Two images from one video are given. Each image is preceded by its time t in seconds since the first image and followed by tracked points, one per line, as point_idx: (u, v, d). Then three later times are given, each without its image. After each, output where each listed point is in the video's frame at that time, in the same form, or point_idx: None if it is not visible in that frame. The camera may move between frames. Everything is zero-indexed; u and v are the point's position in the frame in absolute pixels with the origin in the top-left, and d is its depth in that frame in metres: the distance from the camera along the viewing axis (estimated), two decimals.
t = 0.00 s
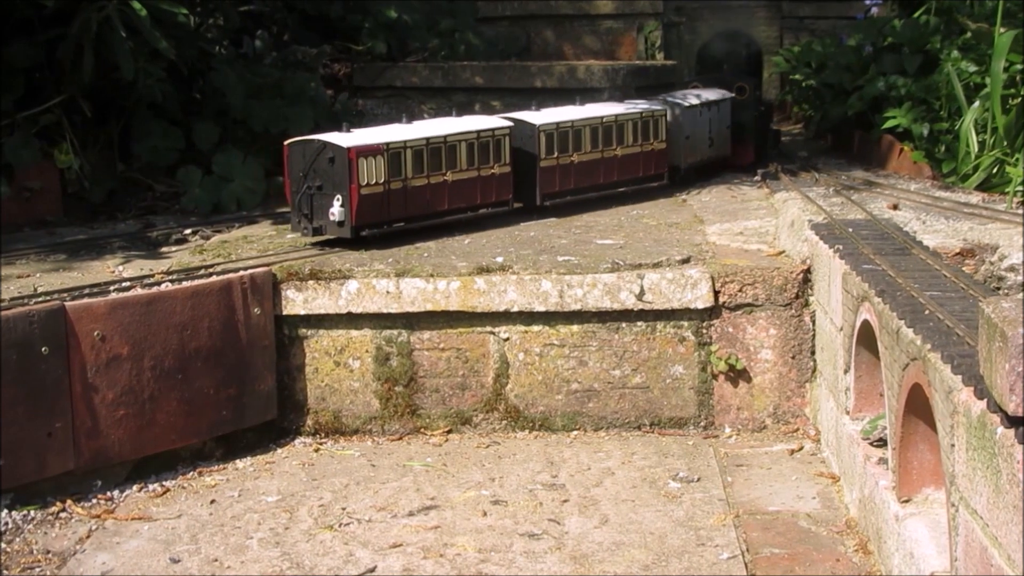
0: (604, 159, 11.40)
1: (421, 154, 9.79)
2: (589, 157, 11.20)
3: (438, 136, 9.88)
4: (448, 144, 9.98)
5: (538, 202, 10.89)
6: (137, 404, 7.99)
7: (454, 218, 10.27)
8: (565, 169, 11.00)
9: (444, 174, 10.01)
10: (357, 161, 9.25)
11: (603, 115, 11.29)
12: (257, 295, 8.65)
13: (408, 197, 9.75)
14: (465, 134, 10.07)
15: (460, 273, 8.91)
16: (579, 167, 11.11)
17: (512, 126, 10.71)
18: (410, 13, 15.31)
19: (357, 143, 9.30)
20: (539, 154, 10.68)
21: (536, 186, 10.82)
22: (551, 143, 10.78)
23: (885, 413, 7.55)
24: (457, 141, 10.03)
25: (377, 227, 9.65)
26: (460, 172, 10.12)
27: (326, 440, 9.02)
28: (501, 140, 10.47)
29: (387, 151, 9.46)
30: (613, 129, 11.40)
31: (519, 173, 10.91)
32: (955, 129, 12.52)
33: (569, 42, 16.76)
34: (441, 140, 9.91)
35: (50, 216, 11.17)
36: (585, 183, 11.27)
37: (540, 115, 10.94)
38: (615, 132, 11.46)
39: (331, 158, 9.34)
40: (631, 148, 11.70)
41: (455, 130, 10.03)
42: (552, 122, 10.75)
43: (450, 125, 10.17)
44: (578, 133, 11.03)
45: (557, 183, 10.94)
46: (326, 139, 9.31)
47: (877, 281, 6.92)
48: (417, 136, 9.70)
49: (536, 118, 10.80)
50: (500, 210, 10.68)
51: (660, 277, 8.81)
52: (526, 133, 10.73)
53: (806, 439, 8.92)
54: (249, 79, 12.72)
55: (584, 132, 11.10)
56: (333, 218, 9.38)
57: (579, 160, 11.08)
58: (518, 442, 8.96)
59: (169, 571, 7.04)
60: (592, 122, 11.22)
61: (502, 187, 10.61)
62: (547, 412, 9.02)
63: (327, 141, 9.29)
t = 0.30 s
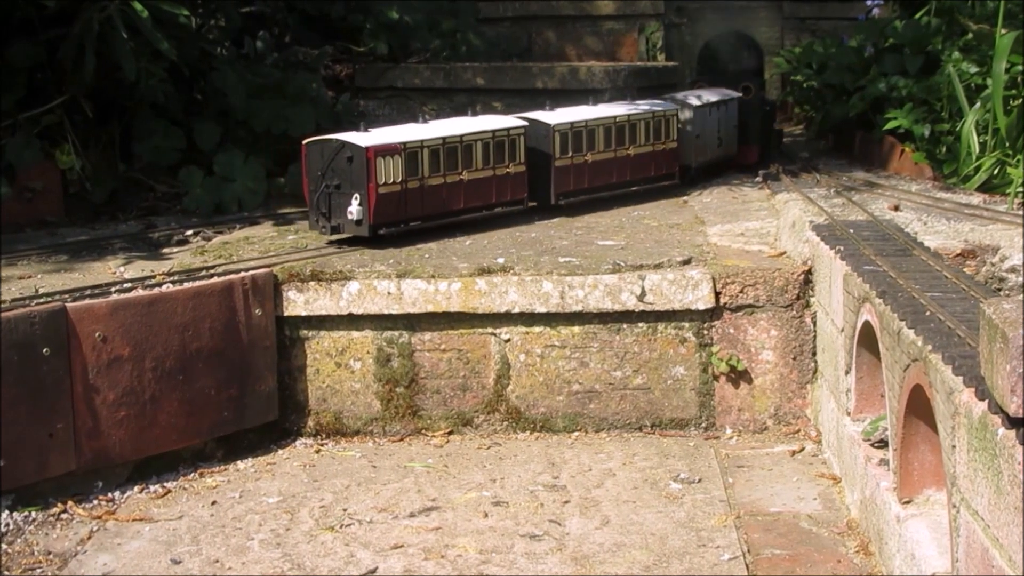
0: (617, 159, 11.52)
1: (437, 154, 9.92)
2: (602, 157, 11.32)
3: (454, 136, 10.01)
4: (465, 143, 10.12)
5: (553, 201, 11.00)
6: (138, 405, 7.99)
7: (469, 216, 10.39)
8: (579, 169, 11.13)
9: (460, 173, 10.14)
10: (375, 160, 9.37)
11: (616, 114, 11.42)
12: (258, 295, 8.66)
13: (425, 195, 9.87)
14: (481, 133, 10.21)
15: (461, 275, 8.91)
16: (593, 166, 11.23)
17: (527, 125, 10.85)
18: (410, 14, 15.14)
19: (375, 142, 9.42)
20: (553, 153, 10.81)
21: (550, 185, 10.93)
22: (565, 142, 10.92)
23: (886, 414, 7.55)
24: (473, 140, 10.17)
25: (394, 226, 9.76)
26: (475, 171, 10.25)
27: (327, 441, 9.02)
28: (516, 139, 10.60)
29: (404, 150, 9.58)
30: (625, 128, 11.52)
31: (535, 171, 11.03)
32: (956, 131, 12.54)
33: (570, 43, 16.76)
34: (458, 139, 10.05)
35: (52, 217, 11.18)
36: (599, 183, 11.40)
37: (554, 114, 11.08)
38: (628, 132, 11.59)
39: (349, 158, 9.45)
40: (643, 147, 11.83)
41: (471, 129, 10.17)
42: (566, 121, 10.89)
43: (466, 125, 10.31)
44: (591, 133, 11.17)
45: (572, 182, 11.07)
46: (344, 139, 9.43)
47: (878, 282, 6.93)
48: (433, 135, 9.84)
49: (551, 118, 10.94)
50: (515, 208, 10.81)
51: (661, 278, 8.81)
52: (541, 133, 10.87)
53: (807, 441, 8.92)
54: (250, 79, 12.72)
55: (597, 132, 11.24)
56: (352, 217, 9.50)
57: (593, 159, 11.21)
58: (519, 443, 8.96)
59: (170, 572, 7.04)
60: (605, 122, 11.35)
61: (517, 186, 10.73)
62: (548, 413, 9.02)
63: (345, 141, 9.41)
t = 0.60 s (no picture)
0: (628, 156, 11.64)
1: (452, 151, 10.00)
2: (614, 153, 11.43)
3: (469, 133, 10.09)
4: (479, 140, 10.20)
5: (566, 198, 11.08)
6: (139, 404, 8.00)
7: (484, 213, 10.49)
8: (592, 165, 11.23)
9: (474, 170, 10.24)
10: (391, 157, 9.45)
11: (628, 112, 11.52)
12: (259, 294, 8.66)
13: (440, 192, 9.97)
14: (495, 130, 10.29)
15: (462, 273, 8.92)
16: (605, 163, 11.33)
17: (541, 122, 10.93)
18: (411, 13, 15.20)
19: (391, 139, 9.50)
20: (566, 149, 10.90)
21: (564, 181, 11.01)
22: (578, 140, 11.01)
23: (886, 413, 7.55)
24: (487, 137, 10.25)
25: (411, 222, 9.85)
26: (489, 168, 10.35)
27: (329, 440, 9.02)
28: (529, 137, 10.67)
29: (419, 147, 9.66)
30: (636, 125, 11.64)
31: (547, 168, 11.10)
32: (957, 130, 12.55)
33: (571, 42, 16.76)
34: (472, 136, 10.13)
35: (53, 216, 11.19)
36: (611, 180, 11.49)
37: (566, 112, 11.17)
38: (639, 129, 11.70)
39: (366, 154, 9.54)
40: (654, 144, 11.95)
41: (485, 127, 10.26)
42: (579, 119, 10.98)
43: (480, 122, 10.38)
44: (604, 130, 11.27)
45: (585, 178, 11.16)
46: (360, 136, 9.51)
47: (878, 281, 6.92)
48: (448, 132, 9.91)
49: (564, 115, 11.03)
50: (528, 205, 10.90)
51: (662, 277, 8.81)
52: (554, 130, 10.96)
53: (808, 440, 8.92)
54: (251, 78, 12.73)
55: (610, 129, 11.34)
56: (368, 213, 9.57)
57: (605, 156, 11.31)
58: (520, 442, 8.96)
59: (171, 570, 7.04)
60: (617, 119, 11.45)
61: (531, 182, 10.81)
62: (549, 412, 9.02)
63: (362, 137, 9.49)
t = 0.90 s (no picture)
0: (638, 153, 11.73)
1: (466, 149, 10.09)
2: (624, 151, 11.53)
3: (483, 130, 10.18)
4: (493, 138, 10.29)
5: (578, 195, 11.18)
6: (140, 403, 8.00)
7: (498, 210, 10.60)
8: (603, 163, 11.33)
9: (488, 167, 10.34)
10: (407, 154, 9.53)
11: (639, 109, 11.61)
12: (259, 294, 8.66)
13: (454, 189, 10.06)
14: (508, 128, 10.38)
15: (463, 273, 8.91)
16: (616, 161, 11.43)
17: (553, 121, 11.00)
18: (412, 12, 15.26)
19: (406, 137, 9.57)
20: (578, 148, 10.99)
21: (576, 179, 11.11)
22: (590, 137, 11.11)
23: (887, 412, 7.55)
24: (501, 135, 10.34)
25: (426, 219, 9.96)
26: (503, 165, 10.45)
27: (330, 439, 9.02)
28: (542, 134, 10.76)
29: (434, 144, 9.73)
30: (647, 123, 11.71)
31: (559, 166, 11.21)
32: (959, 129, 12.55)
33: (572, 42, 16.76)
34: (486, 134, 10.23)
35: (54, 215, 11.20)
36: (621, 177, 11.60)
37: (578, 110, 11.26)
38: (650, 126, 11.79)
39: (381, 152, 9.60)
40: (664, 141, 12.05)
41: (499, 125, 10.34)
42: (591, 117, 11.06)
43: (494, 120, 10.47)
44: (615, 128, 11.35)
45: (597, 176, 11.27)
46: (376, 133, 9.58)
47: (879, 280, 6.92)
48: (462, 130, 9.99)
49: (576, 113, 11.11)
50: (541, 202, 11.02)
51: (663, 277, 8.81)
52: (567, 128, 11.03)
53: (809, 439, 8.92)
54: (252, 78, 12.74)
55: (621, 127, 11.43)
56: (383, 209, 9.64)
57: (617, 154, 11.41)
58: (521, 441, 8.96)
59: (172, 570, 7.04)
60: (628, 117, 11.54)
61: (544, 180, 10.92)
62: (550, 411, 9.02)
63: (378, 135, 9.56)
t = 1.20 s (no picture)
0: (647, 151, 11.82)
1: (478, 147, 10.17)
2: (635, 150, 11.63)
3: (495, 129, 10.26)
4: (505, 136, 10.37)
5: (589, 193, 11.28)
6: (140, 403, 8.00)
7: (509, 208, 10.68)
8: (614, 161, 11.43)
9: (500, 166, 10.42)
10: (420, 152, 9.62)
11: (649, 108, 11.71)
12: (259, 294, 8.66)
13: (466, 187, 10.14)
14: (520, 127, 10.47)
15: (463, 273, 8.91)
16: (626, 159, 11.54)
17: (565, 119, 11.11)
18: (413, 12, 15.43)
19: (419, 135, 9.67)
20: (590, 146, 11.09)
21: (588, 177, 11.21)
22: (601, 136, 11.21)
23: (887, 412, 7.55)
24: (513, 133, 10.43)
25: (439, 217, 10.05)
26: (515, 163, 10.53)
27: (330, 439, 9.01)
28: (554, 133, 10.87)
29: (447, 143, 9.82)
30: (656, 122, 11.82)
31: (570, 165, 11.31)
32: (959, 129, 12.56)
33: (572, 42, 16.75)
34: (498, 132, 10.31)
35: (55, 215, 11.21)
36: (630, 175, 11.69)
37: (589, 109, 11.36)
38: (659, 125, 11.89)
39: (394, 150, 9.71)
40: (673, 140, 12.14)
41: (511, 123, 10.43)
42: (602, 116, 11.17)
43: (505, 118, 10.55)
44: (625, 126, 11.45)
45: (607, 174, 11.38)
46: (389, 132, 9.69)
47: (879, 280, 6.93)
48: (474, 129, 10.08)
49: (587, 112, 11.22)
50: (553, 201, 11.10)
51: (663, 277, 8.81)
52: (579, 126, 11.14)
53: (809, 439, 8.92)
54: (252, 78, 12.75)
55: (631, 126, 11.53)
56: (396, 207, 9.75)
57: (627, 152, 11.51)
58: (521, 441, 8.96)
59: (172, 569, 7.04)
60: (638, 116, 11.64)
61: (555, 178, 11.01)
62: (550, 411, 9.02)
63: (391, 133, 9.66)
